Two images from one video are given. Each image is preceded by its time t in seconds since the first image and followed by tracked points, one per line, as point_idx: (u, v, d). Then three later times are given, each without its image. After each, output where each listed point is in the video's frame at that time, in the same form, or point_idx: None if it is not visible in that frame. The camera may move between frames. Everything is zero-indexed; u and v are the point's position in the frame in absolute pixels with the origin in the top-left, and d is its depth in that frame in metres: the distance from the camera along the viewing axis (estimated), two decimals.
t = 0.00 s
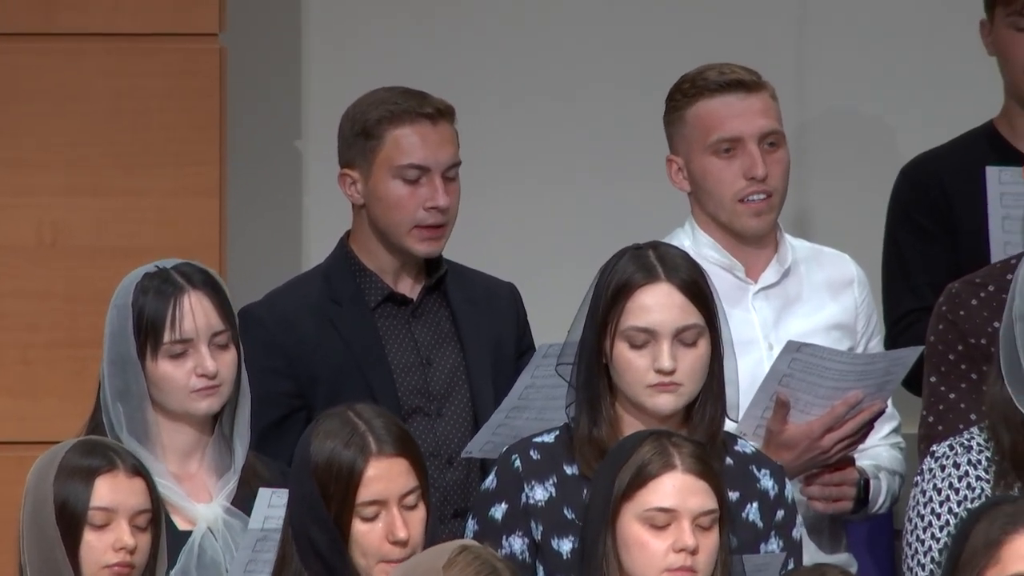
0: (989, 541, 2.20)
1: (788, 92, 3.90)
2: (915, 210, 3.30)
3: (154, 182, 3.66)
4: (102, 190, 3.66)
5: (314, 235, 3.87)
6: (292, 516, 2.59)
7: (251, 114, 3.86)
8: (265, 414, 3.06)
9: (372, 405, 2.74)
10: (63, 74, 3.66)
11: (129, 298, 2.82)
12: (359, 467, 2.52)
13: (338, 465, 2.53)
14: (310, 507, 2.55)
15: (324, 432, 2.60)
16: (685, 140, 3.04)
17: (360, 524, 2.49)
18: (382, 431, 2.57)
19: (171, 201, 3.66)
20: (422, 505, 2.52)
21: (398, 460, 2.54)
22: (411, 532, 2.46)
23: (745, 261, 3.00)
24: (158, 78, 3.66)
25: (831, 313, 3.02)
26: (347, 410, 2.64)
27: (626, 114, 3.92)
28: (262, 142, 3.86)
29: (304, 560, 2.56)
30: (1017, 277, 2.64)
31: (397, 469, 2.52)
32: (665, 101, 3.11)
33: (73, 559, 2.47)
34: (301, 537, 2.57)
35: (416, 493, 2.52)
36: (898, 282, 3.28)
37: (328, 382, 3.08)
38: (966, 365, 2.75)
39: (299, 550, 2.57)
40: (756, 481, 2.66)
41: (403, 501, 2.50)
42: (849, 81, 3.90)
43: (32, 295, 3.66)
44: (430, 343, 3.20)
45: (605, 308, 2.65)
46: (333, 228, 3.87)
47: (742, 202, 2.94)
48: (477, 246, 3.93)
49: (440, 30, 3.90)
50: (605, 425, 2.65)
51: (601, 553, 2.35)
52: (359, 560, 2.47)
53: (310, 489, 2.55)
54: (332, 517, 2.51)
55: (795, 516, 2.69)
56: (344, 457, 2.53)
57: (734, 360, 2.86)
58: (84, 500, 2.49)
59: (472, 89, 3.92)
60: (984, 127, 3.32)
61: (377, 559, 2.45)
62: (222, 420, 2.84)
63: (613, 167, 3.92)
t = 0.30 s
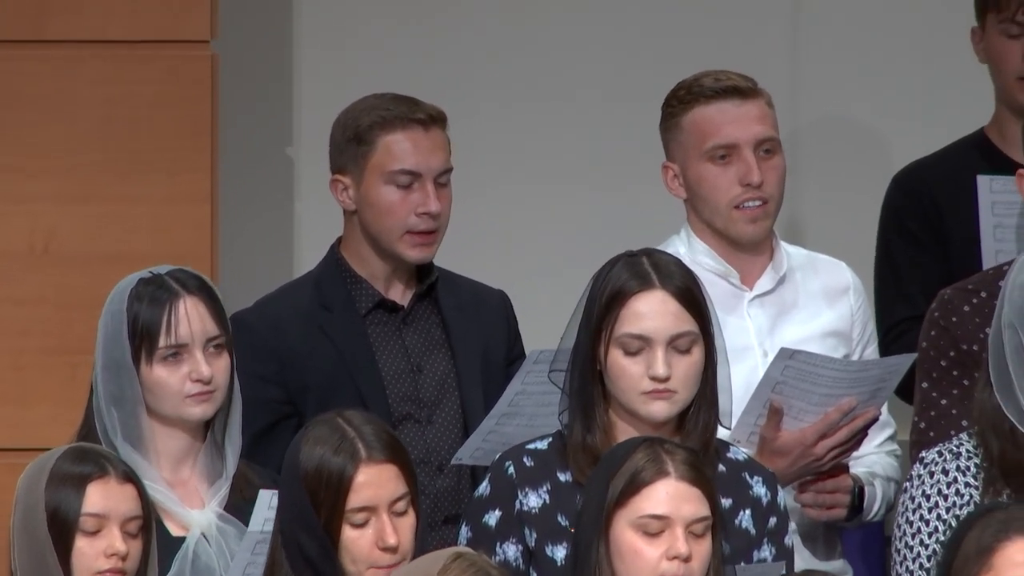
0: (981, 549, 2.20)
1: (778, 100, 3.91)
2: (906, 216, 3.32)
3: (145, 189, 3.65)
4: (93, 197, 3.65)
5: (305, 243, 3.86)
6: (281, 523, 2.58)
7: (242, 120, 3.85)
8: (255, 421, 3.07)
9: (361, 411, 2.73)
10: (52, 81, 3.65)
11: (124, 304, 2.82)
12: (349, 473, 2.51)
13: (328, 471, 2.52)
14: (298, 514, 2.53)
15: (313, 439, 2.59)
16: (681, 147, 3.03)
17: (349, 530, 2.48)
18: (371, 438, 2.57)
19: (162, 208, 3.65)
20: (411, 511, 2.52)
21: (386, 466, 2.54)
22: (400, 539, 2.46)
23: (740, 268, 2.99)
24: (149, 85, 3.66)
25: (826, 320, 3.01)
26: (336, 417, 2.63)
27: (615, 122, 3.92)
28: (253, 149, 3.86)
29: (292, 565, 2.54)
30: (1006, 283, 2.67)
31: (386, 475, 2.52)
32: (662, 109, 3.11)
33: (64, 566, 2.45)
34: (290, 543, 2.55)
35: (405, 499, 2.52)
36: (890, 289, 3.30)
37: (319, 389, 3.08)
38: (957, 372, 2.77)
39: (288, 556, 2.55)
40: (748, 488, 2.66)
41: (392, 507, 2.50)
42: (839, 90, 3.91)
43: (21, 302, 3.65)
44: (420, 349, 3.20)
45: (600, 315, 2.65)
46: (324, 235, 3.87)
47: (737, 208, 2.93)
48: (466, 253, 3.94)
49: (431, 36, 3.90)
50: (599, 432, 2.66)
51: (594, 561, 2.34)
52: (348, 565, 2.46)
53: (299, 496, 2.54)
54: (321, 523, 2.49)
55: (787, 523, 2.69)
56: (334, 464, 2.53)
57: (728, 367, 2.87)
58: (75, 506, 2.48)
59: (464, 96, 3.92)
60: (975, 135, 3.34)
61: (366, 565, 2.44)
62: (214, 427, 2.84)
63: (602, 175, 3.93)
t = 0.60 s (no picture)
0: (972, 555, 2.20)
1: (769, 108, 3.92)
2: (899, 222, 3.32)
3: (137, 196, 3.65)
4: (83, 204, 3.64)
5: (296, 251, 3.85)
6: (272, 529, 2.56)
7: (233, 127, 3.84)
8: (245, 428, 3.05)
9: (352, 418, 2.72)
10: (42, 87, 3.64)
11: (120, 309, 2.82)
12: (339, 480, 2.51)
13: (318, 477, 2.51)
14: (290, 522, 2.52)
15: (304, 445, 2.58)
16: (676, 152, 3.03)
17: (340, 537, 2.47)
18: (362, 444, 2.57)
19: (152, 215, 3.64)
20: (402, 517, 2.52)
21: (376, 472, 2.53)
22: (391, 545, 2.46)
23: (735, 274, 3.00)
24: (139, 92, 3.65)
25: (820, 327, 3.01)
26: (327, 423, 2.62)
27: (606, 129, 3.92)
28: (242, 157, 3.85)
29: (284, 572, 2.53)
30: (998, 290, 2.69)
31: (376, 481, 2.52)
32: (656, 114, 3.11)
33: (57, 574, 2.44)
34: (282, 549, 2.53)
35: (396, 505, 2.51)
36: (884, 296, 3.29)
37: (311, 396, 3.07)
38: (949, 378, 2.78)
39: (280, 563, 2.54)
40: (740, 496, 2.66)
41: (383, 513, 2.49)
42: (828, 97, 3.92)
43: (12, 309, 3.64)
44: (411, 357, 3.20)
45: (595, 322, 2.65)
46: (313, 241, 3.85)
47: (731, 213, 2.93)
48: (457, 261, 3.93)
49: (422, 43, 3.90)
50: (593, 439, 2.66)
51: (590, 568, 2.34)
52: (338, 571, 2.46)
53: (291, 504, 2.53)
54: (312, 529, 2.49)
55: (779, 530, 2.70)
56: (324, 470, 2.52)
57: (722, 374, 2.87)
58: (68, 514, 2.47)
59: (456, 103, 3.91)
60: (968, 141, 3.34)
61: (355, 571, 2.44)
62: (206, 434, 2.84)
63: (592, 182, 3.93)
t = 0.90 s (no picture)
0: (963, 564, 2.20)
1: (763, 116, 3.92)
2: (891, 229, 3.31)
3: (128, 204, 3.68)
4: (73, 211, 3.67)
5: (287, 259, 3.83)
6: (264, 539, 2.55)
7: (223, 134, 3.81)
8: (237, 434, 3.03)
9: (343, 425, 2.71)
10: (32, 96, 3.67)
11: (112, 316, 2.82)
12: (330, 487, 2.50)
13: (308, 484, 2.50)
14: (282, 529, 2.51)
15: (295, 451, 2.57)
16: (669, 160, 3.02)
17: (330, 544, 2.47)
18: (353, 453, 2.55)
19: (138, 222, 3.68)
20: (394, 525, 2.51)
21: (367, 478, 2.53)
22: (382, 552, 2.45)
23: (727, 282, 2.99)
24: (125, 99, 3.70)
25: (811, 335, 3.01)
26: (318, 430, 2.62)
27: (598, 137, 3.92)
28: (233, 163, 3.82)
29: None
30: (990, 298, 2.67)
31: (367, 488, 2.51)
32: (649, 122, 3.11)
33: None
34: (274, 557, 2.53)
35: (387, 512, 2.51)
36: (876, 303, 3.29)
37: (303, 402, 3.06)
38: (943, 386, 2.79)
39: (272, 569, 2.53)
40: (730, 503, 2.66)
41: (374, 520, 2.49)
42: (820, 105, 3.92)
43: (4, 316, 3.66)
44: (403, 363, 3.20)
45: (586, 329, 2.65)
46: (306, 249, 3.85)
47: (727, 222, 2.93)
48: (449, 268, 3.93)
49: (414, 51, 3.89)
50: (585, 446, 2.65)
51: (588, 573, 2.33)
52: None
53: (282, 510, 2.52)
54: (303, 537, 2.48)
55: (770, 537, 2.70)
56: (314, 477, 2.51)
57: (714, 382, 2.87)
58: (59, 522, 2.46)
59: (448, 110, 3.91)
60: (958, 146, 3.35)
61: None
62: (198, 442, 2.83)
63: (584, 190, 3.93)
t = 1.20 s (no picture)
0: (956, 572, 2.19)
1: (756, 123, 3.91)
2: (884, 236, 3.30)
3: (118, 210, 3.70)
4: (67, 218, 3.68)
5: (280, 265, 3.85)
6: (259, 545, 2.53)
7: (216, 142, 3.83)
8: (228, 442, 3.01)
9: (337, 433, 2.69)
10: (23, 102, 3.66)
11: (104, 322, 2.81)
12: (323, 494, 2.47)
13: (302, 491, 2.48)
14: (274, 535, 2.49)
15: (288, 458, 2.54)
16: (659, 167, 3.02)
17: (324, 552, 2.43)
18: (347, 460, 2.53)
19: (131, 229, 3.69)
20: (387, 532, 2.48)
21: (360, 486, 2.50)
22: (375, 559, 2.42)
23: (717, 289, 2.99)
24: (118, 106, 3.70)
25: (801, 342, 3.01)
26: (311, 438, 2.59)
27: (589, 144, 3.92)
28: (226, 170, 3.84)
29: None
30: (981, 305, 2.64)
31: (359, 496, 2.48)
32: (639, 128, 3.10)
33: None
34: (266, 564, 2.50)
35: (380, 519, 2.48)
36: (868, 310, 3.28)
37: (295, 409, 3.03)
38: (935, 393, 2.77)
39: None
40: (721, 510, 2.64)
41: (367, 527, 2.46)
42: (813, 112, 3.92)
43: None
44: (394, 370, 3.17)
45: (573, 336, 2.65)
46: (298, 255, 3.86)
47: (717, 228, 2.92)
48: (440, 276, 3.93)
49: (407, 56, 3.90)
50: (572, 453, 2.65)
51: None
52: None
53: (276, 518, 2.49)
54: (297, 544, 2.45)
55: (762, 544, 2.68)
56: (308, 484, 2.48)
57: (702, 389, 2.86)
58: (50, 529, 2.44)
59: (439, 118, 3.91)
60: (948, 153, 3.33)
61: None
62: (191, 449, 2.84)
63: (576, 197, 3.92)
